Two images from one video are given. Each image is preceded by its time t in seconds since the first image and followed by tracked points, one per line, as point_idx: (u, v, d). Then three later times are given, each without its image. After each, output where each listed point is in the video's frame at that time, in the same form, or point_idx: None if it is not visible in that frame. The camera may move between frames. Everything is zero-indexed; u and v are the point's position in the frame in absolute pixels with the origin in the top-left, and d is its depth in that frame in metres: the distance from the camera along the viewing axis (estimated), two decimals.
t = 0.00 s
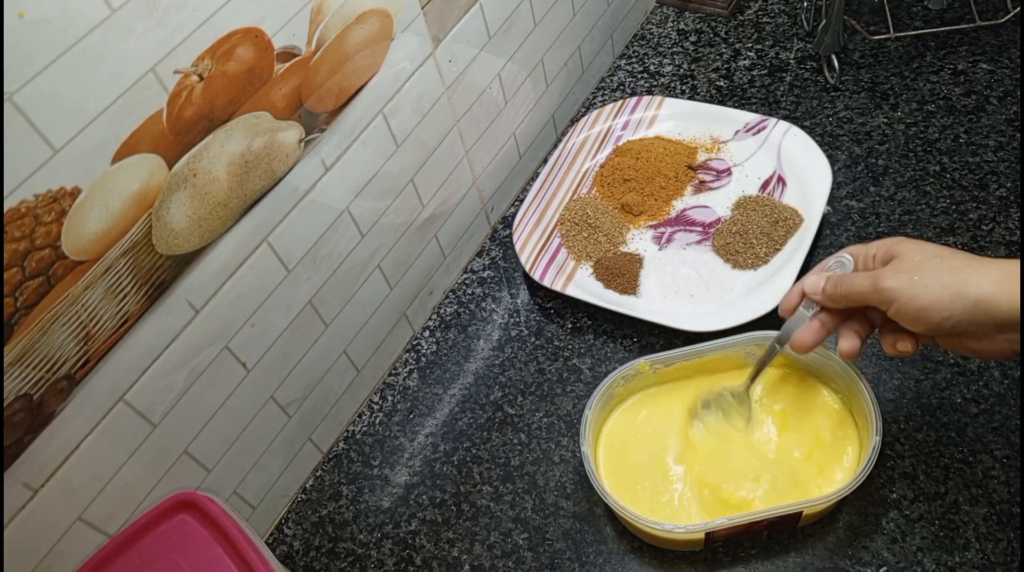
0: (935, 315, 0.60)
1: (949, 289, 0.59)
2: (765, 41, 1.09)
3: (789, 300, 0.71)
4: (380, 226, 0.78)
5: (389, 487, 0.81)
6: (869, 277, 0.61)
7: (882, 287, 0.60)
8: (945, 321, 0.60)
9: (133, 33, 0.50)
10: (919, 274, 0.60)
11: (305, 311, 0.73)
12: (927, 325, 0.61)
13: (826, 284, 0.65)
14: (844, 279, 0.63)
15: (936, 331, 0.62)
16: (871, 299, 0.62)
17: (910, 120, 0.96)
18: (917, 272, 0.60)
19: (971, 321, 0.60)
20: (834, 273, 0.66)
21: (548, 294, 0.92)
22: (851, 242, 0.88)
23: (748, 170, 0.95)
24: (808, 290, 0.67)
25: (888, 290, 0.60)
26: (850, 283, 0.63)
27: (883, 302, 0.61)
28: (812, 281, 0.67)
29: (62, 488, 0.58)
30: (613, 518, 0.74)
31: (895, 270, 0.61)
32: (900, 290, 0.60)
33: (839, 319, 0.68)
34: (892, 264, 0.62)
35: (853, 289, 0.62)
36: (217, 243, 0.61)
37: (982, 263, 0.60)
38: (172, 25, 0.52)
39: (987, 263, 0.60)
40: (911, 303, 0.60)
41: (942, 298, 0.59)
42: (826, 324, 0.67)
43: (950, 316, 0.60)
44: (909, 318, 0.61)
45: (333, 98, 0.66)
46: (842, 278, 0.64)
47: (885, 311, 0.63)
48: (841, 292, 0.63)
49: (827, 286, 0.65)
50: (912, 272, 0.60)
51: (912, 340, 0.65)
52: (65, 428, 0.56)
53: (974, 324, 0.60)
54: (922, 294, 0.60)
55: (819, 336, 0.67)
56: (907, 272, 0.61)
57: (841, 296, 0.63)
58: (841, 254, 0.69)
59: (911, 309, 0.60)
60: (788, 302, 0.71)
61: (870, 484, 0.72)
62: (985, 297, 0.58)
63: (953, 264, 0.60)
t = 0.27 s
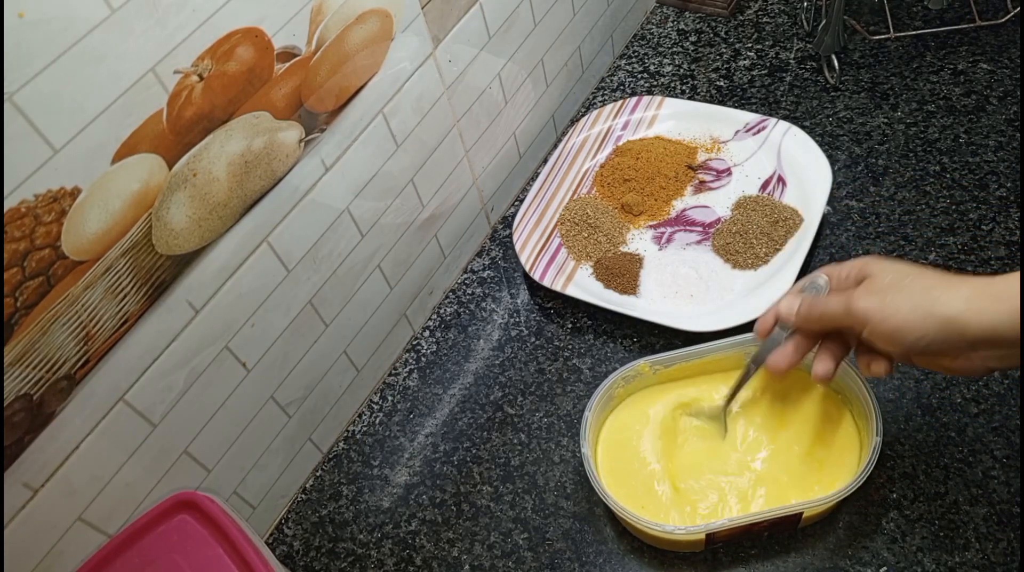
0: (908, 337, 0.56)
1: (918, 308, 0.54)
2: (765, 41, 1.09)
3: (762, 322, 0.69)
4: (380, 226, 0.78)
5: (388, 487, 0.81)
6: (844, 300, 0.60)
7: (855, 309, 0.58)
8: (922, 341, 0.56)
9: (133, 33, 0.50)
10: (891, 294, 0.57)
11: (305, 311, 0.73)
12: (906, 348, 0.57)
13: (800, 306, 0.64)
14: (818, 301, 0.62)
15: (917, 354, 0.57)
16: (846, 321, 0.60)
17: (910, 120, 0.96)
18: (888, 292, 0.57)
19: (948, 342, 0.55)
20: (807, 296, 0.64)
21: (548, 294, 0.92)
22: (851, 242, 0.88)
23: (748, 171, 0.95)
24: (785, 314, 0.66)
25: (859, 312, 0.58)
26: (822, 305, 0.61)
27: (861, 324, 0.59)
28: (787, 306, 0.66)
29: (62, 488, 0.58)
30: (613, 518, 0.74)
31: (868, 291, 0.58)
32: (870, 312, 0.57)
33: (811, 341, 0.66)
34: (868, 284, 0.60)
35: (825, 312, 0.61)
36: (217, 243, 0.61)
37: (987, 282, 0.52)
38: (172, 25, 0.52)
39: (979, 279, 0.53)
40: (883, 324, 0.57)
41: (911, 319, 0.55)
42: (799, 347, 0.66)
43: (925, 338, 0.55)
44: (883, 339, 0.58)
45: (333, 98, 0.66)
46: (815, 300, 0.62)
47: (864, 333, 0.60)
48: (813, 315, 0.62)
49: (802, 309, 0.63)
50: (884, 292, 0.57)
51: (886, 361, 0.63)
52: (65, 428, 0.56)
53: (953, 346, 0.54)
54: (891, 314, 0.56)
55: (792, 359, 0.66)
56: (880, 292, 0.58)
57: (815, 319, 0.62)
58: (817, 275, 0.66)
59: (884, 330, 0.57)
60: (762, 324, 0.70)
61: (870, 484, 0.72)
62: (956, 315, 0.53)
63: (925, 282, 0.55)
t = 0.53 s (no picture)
0: (901, 316, 0.55)
1: (909, 290, 0.53)
2: (765, 41, 1.09)
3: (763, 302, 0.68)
4: (380, 226, 0.78)
5: (388, 487, 0.81)
6: (832, 279, 0.58)
7: (845, 291, 0.57)
8: (912, 320, 0.55)
9: (133, 33, 0.50)
10: (881, 273, 0.55)
11: (305, 311, 0.73)
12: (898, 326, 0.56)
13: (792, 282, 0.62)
14: (809, 278, 0.60)
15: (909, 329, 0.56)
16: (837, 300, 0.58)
17: (910, 120, 0.96)
18: (880, 273, 0.55)
19: (939, 320, 0.54)
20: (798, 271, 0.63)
21: (548, 294, 0.92)
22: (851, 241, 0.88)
23: (748, 171, 0.95)
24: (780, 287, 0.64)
25: (849, 294, 0.56)
26: (815, 283, 0.59)
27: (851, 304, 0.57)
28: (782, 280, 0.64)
29: (62, 488, 0.58)
30: (613, 519, 0.74)
31: (858, 269, 0.56)
32: (863, 294, 0.56)
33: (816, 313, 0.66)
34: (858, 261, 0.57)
35: (818, 290, 0.59)
36: (217, 243, 0.62)
37: (983, 260, 0.51)
38: (171, 25, 0.52)
39: (981, 256, 0.51)
40: (876, 305, 0.55)
41: (904, 299, 0.54)
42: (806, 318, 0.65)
43: (916, 318, 0.54)
44: (877, 319, 0.56)
45: (333, 98, 0.66)
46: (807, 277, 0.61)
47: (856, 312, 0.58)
48: (806, 292, 0.60)
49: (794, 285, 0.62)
50: (874, 273, 0.55)
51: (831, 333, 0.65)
52: (65, 428, 0.56)
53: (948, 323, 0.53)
54: (881, 296, 0.55)
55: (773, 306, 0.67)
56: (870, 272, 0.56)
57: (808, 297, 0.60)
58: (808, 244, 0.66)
59: (878, 311, 0.56)
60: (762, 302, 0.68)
61: (870, 485, 0.72)
62: (946, 296, 0.52)
63: (914, 260, 0.54)
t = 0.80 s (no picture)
0: (895, 345, 0.54)
1: (900, 317, 0.53)
2: (765, 41, 1.09)
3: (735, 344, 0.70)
4: (380, 225, 0.78)
5: (389, 487, 0.81)
6: (822, 316, 0.59)
7: (836, 325, 0.57)
8: (909, 347, 0.54)
9: (133, 33, 0.50)
10: (870, 306, 0.55)
11: (305, 311, 0.73)
12: (894, 356, 0.56)
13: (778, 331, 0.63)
14: (798, 322, 0.61)
15: (908, 358, 0.56)
16: (830, 337, 0.59)
17: (910, 120, 0.96)
18: (869, 304, 0.55)
19: (936, 346, 0.54)
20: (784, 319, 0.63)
21: (548, 294, 0.92)
22: (851, 241, 0.88)
23: (748, 171, 0.95)
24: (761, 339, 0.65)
25: (840, 327, 0.57)
26: (804, 324, 0.60)
27: (845, 339, 0.58)
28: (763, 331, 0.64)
29: (62, 488, 0.58)
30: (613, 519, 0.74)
31: (846, 304, 0.57)
32: (854, 326, 0.56)
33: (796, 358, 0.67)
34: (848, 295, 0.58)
35: (809, 330, 0.60)
36: (217, 243, 0.61)
37: (968, 280, 0.51)
38: (171, 25, 0.52)
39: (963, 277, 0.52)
40: (868, 336, 0.55)
41: (896, 329, 0.54)
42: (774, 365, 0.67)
43: (911, 344, 0.54)
44: (870, 350, 0.56)
45: (333, 98, 0.66)
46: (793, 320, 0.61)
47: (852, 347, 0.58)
48: (795, 334, 0.61)
49: (781, 333, 0.62)
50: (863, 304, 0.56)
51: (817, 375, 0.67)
52: (65, 428, 0.56)
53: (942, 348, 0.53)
54: (873, 326, 0.55)
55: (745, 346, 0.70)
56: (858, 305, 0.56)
57: (799, 338, 0.61)
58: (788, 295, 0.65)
59: (871, 342, 0.56)
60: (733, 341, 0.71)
61: (870, 484, 0.72)
62: (940, 319, 0.52)
63: (902, 286, 0.54)
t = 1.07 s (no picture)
0: (924, 309, 0.58)
1: (936, 282, 0.56)
2: (765, 41, 1.09)
3: (790, 290, 0.69)
4: (380, 225, 0.78)
5: (389, 487, 0.81)
6: (859, 267, 0.60)
7: (870, 280, 0.59)
8: (935, 313, 0.58)
9: (133, 33, 0.50)
10: (907, 266, 0.58)
11: (305, 311, 0.73)
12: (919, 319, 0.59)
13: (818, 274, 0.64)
14: (835, 269, 0.62)
15: (929, 324, 0.60)
16: (861, 290, 0.61)
17: (910, 120, 0.96)
18: (907, 265, 0.58)
19: (959, 316, 0.57)
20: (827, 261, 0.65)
21: (548, 294, 0.92)
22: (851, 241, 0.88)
23: (748, 171, 0.95)
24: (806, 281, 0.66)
25: (875, 282, 0.59)
26: (841, 272, 0.62)
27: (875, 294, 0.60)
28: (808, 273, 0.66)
29: (62, 488, 0.58)
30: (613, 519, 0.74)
31: (887, 260, 0.59)
32: (888, 284, 0.58)
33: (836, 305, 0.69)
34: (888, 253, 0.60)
35: (843, 280, 0.62)
36: (217, 243, 0.62)
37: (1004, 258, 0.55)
38: (171, 25, 0.52)
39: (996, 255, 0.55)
40: (899, 296, 0.58)
41: (929, 293, 0.57)
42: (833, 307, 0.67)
43: (940, 312, 0.57)
44: (897, 309, 0.59)
45: (333, 98, 0.66)
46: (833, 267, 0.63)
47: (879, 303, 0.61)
48: (830, 281, 0.63)
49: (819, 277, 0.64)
50: (902, 265, 0.58)
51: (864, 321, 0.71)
52: (65, 428, 0.56)
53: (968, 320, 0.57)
54: (907, 287, 0.57)
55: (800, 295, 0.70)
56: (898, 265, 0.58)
57: (832, 285, 0.63)
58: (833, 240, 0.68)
59: (900, 302, 0.58)
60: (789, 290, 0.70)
61: (869, 484, 0.72)
62: (972, 290, 0.55)
63: (942, 254, 0.57)
